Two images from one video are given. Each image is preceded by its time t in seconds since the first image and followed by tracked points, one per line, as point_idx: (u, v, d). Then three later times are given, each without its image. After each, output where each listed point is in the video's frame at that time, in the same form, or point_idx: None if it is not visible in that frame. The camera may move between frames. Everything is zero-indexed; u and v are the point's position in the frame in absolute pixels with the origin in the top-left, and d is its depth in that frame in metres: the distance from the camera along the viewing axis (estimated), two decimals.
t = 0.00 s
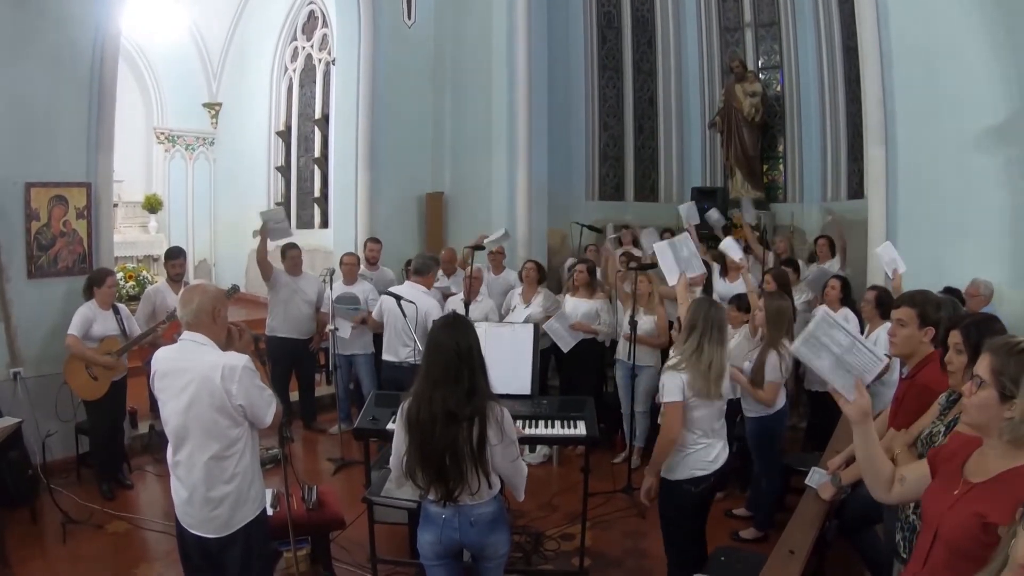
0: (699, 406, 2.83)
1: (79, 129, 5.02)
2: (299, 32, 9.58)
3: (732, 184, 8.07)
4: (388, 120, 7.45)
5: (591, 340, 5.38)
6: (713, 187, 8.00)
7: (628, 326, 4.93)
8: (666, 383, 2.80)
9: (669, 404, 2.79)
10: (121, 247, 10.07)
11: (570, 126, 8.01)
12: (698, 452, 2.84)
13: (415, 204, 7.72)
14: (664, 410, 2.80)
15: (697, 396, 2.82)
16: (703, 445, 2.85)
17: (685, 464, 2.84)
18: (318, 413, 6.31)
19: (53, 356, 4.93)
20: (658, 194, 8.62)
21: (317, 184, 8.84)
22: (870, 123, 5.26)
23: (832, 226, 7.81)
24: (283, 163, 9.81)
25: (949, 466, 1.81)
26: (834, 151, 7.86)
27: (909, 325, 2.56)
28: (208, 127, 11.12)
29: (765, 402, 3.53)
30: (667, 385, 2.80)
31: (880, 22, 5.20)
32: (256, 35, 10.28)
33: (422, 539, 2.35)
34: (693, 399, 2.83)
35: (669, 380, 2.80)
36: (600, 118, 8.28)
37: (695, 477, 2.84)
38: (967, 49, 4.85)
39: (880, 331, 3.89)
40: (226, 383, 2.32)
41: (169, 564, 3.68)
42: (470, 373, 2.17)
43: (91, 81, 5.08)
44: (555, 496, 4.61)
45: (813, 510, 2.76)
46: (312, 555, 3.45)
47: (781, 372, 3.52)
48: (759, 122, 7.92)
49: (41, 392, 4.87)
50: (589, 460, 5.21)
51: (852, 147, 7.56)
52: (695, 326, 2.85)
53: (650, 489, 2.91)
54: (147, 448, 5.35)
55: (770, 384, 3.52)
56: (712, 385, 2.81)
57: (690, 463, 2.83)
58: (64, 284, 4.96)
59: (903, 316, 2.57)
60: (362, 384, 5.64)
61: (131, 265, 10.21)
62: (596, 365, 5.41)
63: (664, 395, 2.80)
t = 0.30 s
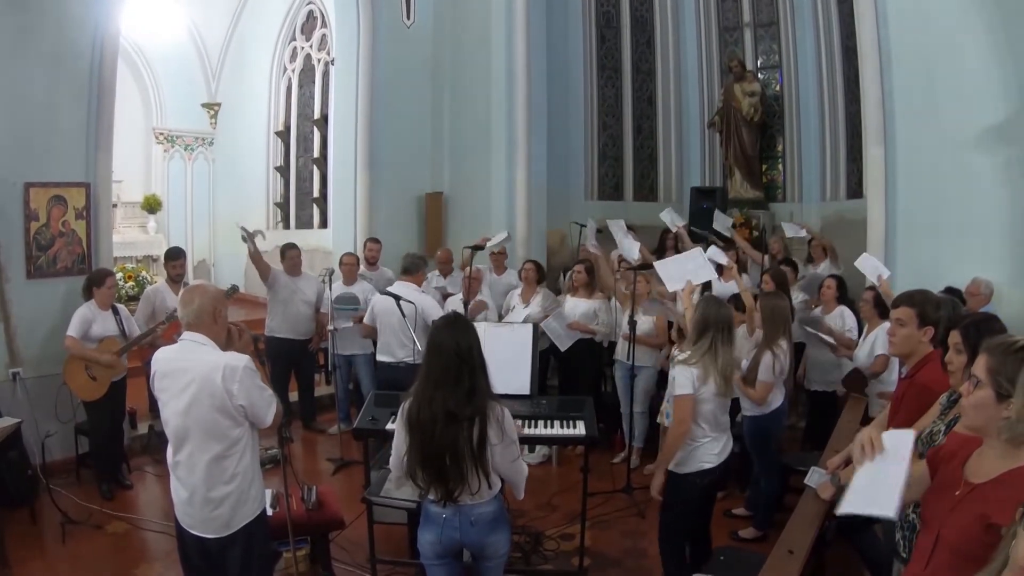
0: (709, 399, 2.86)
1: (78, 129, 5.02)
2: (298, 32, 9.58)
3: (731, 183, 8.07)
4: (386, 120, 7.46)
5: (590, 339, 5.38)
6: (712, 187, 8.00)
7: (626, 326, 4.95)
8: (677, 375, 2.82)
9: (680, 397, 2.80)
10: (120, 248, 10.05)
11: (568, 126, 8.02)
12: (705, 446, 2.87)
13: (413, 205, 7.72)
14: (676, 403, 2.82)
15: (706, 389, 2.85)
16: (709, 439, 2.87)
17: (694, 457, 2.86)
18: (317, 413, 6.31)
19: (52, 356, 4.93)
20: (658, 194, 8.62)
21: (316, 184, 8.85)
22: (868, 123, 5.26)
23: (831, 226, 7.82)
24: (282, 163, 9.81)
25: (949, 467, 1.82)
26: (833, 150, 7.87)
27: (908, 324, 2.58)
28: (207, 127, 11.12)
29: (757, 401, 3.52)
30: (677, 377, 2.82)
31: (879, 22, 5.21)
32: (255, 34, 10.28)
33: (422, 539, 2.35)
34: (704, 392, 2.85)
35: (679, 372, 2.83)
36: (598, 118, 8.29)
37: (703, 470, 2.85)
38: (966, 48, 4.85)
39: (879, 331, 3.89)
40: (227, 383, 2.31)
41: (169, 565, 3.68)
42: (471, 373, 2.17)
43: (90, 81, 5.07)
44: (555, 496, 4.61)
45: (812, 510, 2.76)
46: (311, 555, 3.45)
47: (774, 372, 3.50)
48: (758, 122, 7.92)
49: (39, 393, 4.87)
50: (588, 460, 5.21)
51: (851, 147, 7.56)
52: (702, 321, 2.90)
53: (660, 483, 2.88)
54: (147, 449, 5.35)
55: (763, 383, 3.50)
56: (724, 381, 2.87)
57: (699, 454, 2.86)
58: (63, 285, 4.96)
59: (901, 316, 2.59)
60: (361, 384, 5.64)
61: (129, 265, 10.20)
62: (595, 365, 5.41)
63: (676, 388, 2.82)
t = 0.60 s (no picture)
0: (716, 401, 2.87)
1: (77, 129, 5.02)
2: (297, 32, 9.58)
3: (730, 182, 8.07)
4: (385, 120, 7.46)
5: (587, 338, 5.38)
6: (711, 185, 8.00)
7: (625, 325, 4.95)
8: (688, 380, 2.81)
9: (692, 401, 2.78)
10: (120, 248, 10.05)
11: (568, 125, 8.03)
12: (710, 448, 2.87)
13: (412, 204, 7.73)
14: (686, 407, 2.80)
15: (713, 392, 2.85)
16: (716, 437, 2.89)
17: (704, 456, 2.86)
18: (317, 413, 6.32)
19: (51, 357, 4.93)
20: (656, 193, 8.61)
21: (315, 183, 8.85)
22: (867, 121, 5.27)
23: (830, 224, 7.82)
24: (281, 163, 9.82)
25: (949, 466, 1.82)
26: (832, 148, 7.87)
27: (907, 323, 2.58)
28: (206, 127, 11.12)
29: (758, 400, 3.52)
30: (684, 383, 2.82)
31: (878, 21, 5.21)
32: (254, 34, 10.29)
33: (424, 538, 2.35)
34: (712, 395, 2.85)
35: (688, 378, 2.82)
36: (597, 117, 8.29)
37: (714, 468, 2.86)
38: (965, 46, 4.85)
39: (878, 329, 3.89)
40: (227, 383, 2.32)
41: (168, 565, 3.68)
42: (472, 372, 2.17)
43: (89, 81, 5.07)
44: (554, 495, 4.62)
45: (811, 509, 2.77)
46: (310, 555, 3.45)
47: (776, 371, 3.51)
48: (757, 120, 7.92)
49: (38, 393, 4.86)
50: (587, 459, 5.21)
51: (850, 145, 7.57)
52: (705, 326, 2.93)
53: (671, 482, 2.85)
54: (146, 449, 5.35)
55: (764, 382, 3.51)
56: (731, 385, 2.90)
57: (710, 453, 2.87)
58: (61, 285, 4.96)
59: (900, 315, 2.60)
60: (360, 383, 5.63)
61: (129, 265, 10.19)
62: (594, 365, 5.41)
63: (688, 393, 2.80)
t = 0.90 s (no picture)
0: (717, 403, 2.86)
1: (73, 130, 5.01)
2: (294, 32, 9.56)
3: (727, 182, 8.09)
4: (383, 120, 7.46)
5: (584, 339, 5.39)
6: (709, 185, 8.00)
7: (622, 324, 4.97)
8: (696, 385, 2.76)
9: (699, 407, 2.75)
10: (116, 248, 10.01)
11: (564, 125, 8.04)
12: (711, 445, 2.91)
13: (409, 205, 7.73)
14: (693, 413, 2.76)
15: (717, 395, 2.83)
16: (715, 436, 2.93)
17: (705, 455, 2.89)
18: (314, 413, 6.31)
19: (47, 357, 4.91)
20: (653, 193, 8.60)
21: (312, 184, 8.86)
22: (864, 121, 5.28)
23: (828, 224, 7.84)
24: (278, 163, 9.81)
25: (947, 464, 1.82)
26: (829, 148, 7.90)
27: (905, 322, 2.59)
28: (202, 127, 11.10)
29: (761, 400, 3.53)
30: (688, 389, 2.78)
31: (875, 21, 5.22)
32: (251, 34, 10.27)
33: (425, 535, 2.34)
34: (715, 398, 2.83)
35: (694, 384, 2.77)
36: (594, 116, 8.31)
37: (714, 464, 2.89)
38: (962, 47, 4.87)
39: (876, 328, 3.90)
40: (224, 383, 2.32)
41: (165, 566, 3.67)
42: (473, 371, 2.17)
43: (85, 81, 5.06)
44: (551, 495, 4.62)
45: (809, 508, 2.78)
46: (308, 556, 3.44)
47: (779, 371, 3.53)
48: (754, 120, 7.94)
49: (34, 394, 4.84)
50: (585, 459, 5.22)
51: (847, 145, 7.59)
52: (702, 327, 2.90)
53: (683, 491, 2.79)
54: (142, 449, 5.33)
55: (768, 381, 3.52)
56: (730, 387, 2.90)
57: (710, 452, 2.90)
58: (57, 286, 4.94)
59: (898, 313, 2.61)
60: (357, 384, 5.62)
61: (126, 265, 10.15)
62: (591, 365, 5.41)
63: (695, 398, 2.75)
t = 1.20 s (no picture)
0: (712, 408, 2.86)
1: (69, 129, 4.99)
2: (291, 30, 9.54)
3: (724, 181, 8.09)
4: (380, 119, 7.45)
5: (581, 338, 5.39)
6: (706, 184, 8.01)
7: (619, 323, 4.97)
8: (693, 396, 2.74)
9: (696, 417, 2.75)
10: (113, 247, 9.98)
11: (562, 124, 8.03)
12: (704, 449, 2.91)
13: (407, 204, 7.72)
14: (689, 423, 2.77)
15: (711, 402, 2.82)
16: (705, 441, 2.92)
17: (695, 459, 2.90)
18: (311, 412, 6.31)
19: (43, 356, 4.90)
20: (650, 192, 8.60)
21: (309, 183, 8.84)
22: (861, 121, 5.29)
23: (824, 223, 7.85)
24: (274, 162, 9.79)
25: (941, 463, 1.83)
26: (826, 148, 7.91)
27: (901, 321, 2.60)
28: (199, 126, 11.07)
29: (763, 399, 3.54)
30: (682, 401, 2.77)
31: (872, 21, 5.24)
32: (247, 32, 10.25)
33: (422, 535, 2.34)
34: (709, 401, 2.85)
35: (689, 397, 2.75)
36: (592, 116, 8.30)
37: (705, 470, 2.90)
38: (960, 46, 4.88)
39: (872, 328, 3.91)
40: (220, 382, 2.32)
41: (162, 565, 3.67)
42: (473, 369, 2.17)
43: (82, 80, 5.05)
44: (548, 494, 4.63)
45: (805, 507, 2.79)
46: (304, 555, 3.44)
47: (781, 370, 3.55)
48: (751, 119, 7.95)
49: (30, 393, 4.83)
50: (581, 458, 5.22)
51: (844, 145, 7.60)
52: (694, 334, 2.89)
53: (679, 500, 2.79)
54: (139, 449, 5.33)
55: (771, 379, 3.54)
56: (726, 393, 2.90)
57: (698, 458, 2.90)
58: (54, 285, 4.93)
59: (895, 313, 2.61)
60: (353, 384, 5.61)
61: (122, 265, 10.13)
62: (588, 364, 5.42)
63: (693, 409, 2.75)
